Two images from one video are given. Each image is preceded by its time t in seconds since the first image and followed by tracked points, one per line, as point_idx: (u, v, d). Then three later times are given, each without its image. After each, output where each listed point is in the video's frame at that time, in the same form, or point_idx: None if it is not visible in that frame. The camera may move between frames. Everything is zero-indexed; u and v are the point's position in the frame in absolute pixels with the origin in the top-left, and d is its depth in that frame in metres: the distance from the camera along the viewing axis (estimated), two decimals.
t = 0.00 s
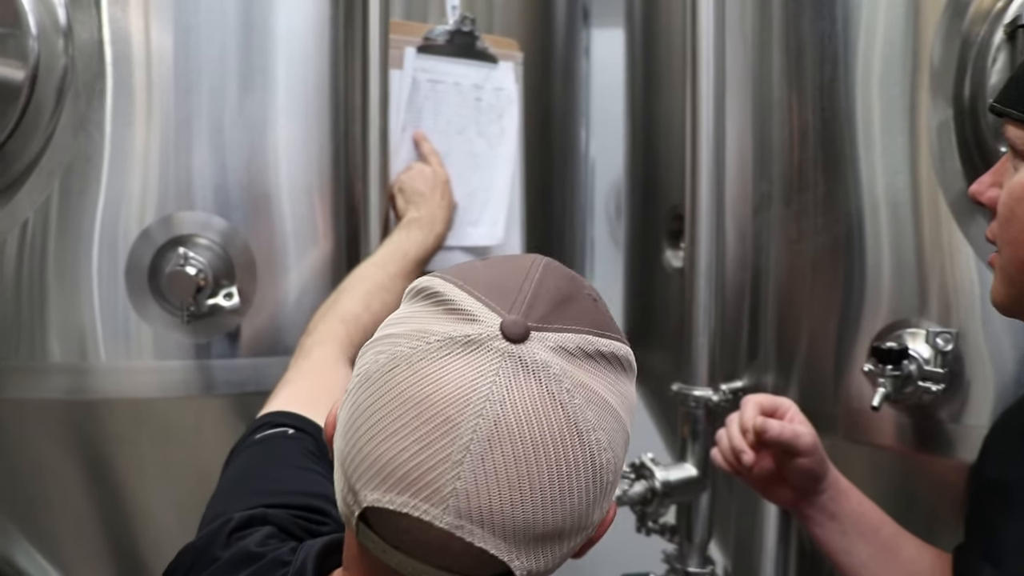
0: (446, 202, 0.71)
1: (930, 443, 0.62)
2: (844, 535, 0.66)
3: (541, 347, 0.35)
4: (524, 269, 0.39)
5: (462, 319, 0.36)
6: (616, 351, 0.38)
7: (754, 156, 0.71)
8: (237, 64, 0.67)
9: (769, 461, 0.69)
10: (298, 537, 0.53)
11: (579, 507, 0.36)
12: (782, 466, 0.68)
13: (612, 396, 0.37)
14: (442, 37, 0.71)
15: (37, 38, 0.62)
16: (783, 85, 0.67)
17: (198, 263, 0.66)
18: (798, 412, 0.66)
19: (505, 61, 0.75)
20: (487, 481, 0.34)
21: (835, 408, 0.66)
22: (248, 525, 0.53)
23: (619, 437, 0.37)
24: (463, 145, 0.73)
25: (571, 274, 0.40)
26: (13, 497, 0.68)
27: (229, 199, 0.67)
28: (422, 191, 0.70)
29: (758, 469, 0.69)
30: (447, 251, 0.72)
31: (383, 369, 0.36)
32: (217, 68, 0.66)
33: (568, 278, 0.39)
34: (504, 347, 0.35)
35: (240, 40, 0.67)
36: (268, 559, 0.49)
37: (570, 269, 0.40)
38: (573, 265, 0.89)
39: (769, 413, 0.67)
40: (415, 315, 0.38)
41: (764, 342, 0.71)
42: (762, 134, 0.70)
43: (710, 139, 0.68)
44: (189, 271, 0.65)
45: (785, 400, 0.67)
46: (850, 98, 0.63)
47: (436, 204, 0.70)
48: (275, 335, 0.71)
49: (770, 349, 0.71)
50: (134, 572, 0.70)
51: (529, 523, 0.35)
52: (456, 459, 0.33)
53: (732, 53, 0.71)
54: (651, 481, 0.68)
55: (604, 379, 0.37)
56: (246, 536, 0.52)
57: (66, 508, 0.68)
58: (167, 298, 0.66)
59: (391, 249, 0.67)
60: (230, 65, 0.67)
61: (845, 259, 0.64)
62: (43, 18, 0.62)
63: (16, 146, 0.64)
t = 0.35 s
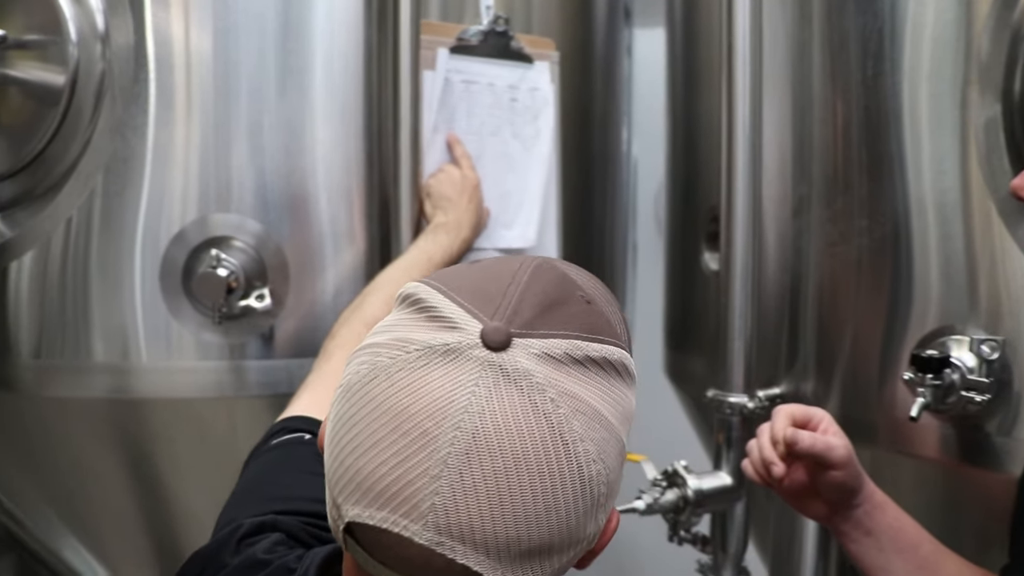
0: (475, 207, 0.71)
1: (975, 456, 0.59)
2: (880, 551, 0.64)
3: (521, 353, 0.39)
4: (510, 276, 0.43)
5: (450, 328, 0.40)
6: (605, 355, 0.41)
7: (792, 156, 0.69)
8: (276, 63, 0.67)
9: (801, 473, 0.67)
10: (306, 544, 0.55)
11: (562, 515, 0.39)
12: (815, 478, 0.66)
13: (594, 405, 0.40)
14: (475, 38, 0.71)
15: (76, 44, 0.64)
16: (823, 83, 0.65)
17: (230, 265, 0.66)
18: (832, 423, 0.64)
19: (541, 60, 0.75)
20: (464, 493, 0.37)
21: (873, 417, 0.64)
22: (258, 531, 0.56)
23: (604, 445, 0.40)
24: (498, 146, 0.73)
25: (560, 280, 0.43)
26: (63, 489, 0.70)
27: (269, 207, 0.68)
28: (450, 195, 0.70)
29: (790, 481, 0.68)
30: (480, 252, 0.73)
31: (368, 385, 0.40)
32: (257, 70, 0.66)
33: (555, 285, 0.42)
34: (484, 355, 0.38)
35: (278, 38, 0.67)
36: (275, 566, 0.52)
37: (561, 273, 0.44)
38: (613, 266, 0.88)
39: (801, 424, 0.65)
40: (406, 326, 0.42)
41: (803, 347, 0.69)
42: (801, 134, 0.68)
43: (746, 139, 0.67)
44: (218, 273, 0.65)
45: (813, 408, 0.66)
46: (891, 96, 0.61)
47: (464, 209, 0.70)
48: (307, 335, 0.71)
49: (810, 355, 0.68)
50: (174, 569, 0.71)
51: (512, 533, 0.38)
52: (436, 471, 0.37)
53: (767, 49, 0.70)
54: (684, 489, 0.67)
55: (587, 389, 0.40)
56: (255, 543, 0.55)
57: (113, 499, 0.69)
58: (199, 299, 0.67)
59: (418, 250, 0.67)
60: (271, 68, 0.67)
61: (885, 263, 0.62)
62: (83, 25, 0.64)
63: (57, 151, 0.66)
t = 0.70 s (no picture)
0: (511, 210, 0.69)
1: None
2: (923, 567, 0.61)
3: (487, 347, 0.37)
4: (481, 274, 0.42)
5: (416, 324, 0.39)
6: (581, 348, 0.40)
7: (838, 155, 0.66)
8: (316, 63, 0.66)
9: (840, 485, 0.65)
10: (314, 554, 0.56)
11: (532, 516, 0.37)
12: (854, 491, 0.64)
13: (567, 400, 0.38)
14: (511, 37, 0.70)
15: (115, 46, 0.64)
16: (870, 80, 0.63)
17: (262, 266, 0.65)
18: (874, 434, 0.62)
19: (579, 59, 0.74)
20: (424, 493, 0.36)
21: (921, 427, 0.62)
22: (267, 541, 0.56)
23: (580, 442, 0.38)
24: (535, 147, 0.72)
25: (534, 278, 0.42)
26: (102, 484, 0.72)
27: (307, 211, 0.67)
28: (484, 197, 0.69)
29: (828, 492, 0.66)
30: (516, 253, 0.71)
31: (342, 383, 0.39)
32: (296, 70, 0.66)
33: (527, 281, 0.41)
34: (447, 349, 0.37)
35: (319, 38, 0.66)
36: None
37: (536, 271, 0.43)
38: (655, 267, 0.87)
39: (840, 434, 0.63)
40: (377, 327, 0.41)
41: (848, 353, 0.67)
42: (846, 132, 0.65)
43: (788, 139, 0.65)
44: (247, 274, 0.64)
45: (832, 415, 0.64)
46: (942, 92, 0.58)
47: (499, 212, 0.69)
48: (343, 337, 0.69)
49: (854, 361, 0.66)
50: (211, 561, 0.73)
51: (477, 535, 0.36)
52: (395, 468, 0.36)
53: (812, 43, 0.68)
54: (720, 499, 0.65)
55: (557, 384, 0.38)
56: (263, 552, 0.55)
57: (149, 495, 0.72)
58: (229, 301, 0.66)
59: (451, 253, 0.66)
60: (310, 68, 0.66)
61: (933, 267, 0.59)
62: (119, 28, 0.64)
63: (96, 151, 0.67)
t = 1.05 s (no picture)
0: (545, 213, 0.67)
1: None
2: None
3: (469, 347, 0.35)
4: (468, 273, 0.39)
5: (398, 326, 0.36)
6: (575, 347, 0.37)
7: (887, 157, 0.63)
8: (351, 63, 0.65)
9: (886, 505, 0.64)
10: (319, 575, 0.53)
11: (522, 527, 0.34)
12: (900, 511, 0.63)
13: (558, 402, 0.35)
14: (547, 35, 0.69)
15: (147, 48, 0.64)
16: (921, 76, 0.60)
17: (292, 270, 0.64)
18: (923, 450, 0.60)
19: (617, 58, 0.72)
20: (405, 504, 0.33)
21: (976, 444, 0.58)
22: (276, 557, 0.54)
23: (574, 448, 0.35)
24: (571, 149, 0.70)
25: (525, 275, 0.39)
26: (140, 485, 0.73)
27: (343, 215, 0.65)
28: (519, 200, 0.68)
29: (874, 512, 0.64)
30: (551, 257, 0.69)
31: (324, 390, 0.37)
32: (332, 70, 0.65)
33: (516, 279, 0.39)
34: (427, 350, 0.34)
35: (353, 37, 0.65)
36: None
37: (527, 269, 0.40)
38: (696, 270, 0.85)
39: (886, 449, 0.61)
40: (361, 333, 0.39)
41: (896, 363, 0.63)
42: (896, 132, 0.62)
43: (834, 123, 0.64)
44: (275, 277, 0.63)
45: (876, 429, 0.62)
46: (999, 89, 0.55)
47: (533, 215, 0.67)
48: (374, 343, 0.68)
49: (902, 371, 0.63)
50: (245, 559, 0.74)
51: (463, 548, 0.33)
52: (374, 478, 0.34)
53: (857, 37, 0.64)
54: (759, 515, 0.64)
55: (549, 385, 0.35)
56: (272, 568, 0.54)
57: (185, 498, 0.73)
58: (258, 305, 0.65)
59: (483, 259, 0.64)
60: (345, 68, 0.65)
61: (990, 274, 0.56)
62: (152, 30, 0.64)
63: (129, 154, 0.66)
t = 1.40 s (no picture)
0: (571, 217, 0.65)
1: None
2: None
3: (447, 358, 0.32)
4: (450, 280, 0.37)
5: (375, 338, 0.34)
6: (563, 356, 0.34)
7: (926, 158, 0.61)
8: (377, 63, 0.64)
9: (920, 521, 0.60)
10: None
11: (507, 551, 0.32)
12: (934, 529, 0.59)
13: (544, 416, 0.33)
14: (573, 32, 0.66)
15: (167, 49, 0.64)
16: (961, 72, 0.57)
17: (312, 273, 0.63)
18: (958, 466, 0.57)
19: (645, 55, 0.70)
20: (379, 527, 0.31)
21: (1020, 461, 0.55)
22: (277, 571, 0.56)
23: (561, 465, 0.33)
24: (598, 149, 0.68)
25: (511, 280, 0.37)
26: (165, 488, 0.73)
27: (366, 216, 0.64)
28: (542, 203, 0.65)
29: (909, 529, 0.61)
30: (577, 261, 0.68)
31: (299, 406, 0.35)
32: (355, 70, 0.64)
33: (501, 284, 0.36)
34: (403, 364, 0.32)
35: (378, 37, 0.64)
36: None
37: (514, 273, 0.38)
38: (729, 274, 0.83)
39: (919, 465, 0.57)
40: (338, 346, 0.37)
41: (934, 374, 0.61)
42: (935, 131, 0.60)
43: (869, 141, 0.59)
44: (293, 281, 0.62)
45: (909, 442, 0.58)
46: None
47: (558, 218, 0.65)
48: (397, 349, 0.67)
49: (941, 381, 0.60)
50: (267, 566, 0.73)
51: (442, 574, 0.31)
52: (347, 499, 0.31)
53: (898, 32, 0.62)
54: (788, 529, 0.61)
55: (534, 398, 0.33)
56: None
57: (208, 501, 0.72)
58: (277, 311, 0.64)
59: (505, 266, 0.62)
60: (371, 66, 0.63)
61: None
62: (172, 32, 0.64)
63: (149, 157, 0.66)
